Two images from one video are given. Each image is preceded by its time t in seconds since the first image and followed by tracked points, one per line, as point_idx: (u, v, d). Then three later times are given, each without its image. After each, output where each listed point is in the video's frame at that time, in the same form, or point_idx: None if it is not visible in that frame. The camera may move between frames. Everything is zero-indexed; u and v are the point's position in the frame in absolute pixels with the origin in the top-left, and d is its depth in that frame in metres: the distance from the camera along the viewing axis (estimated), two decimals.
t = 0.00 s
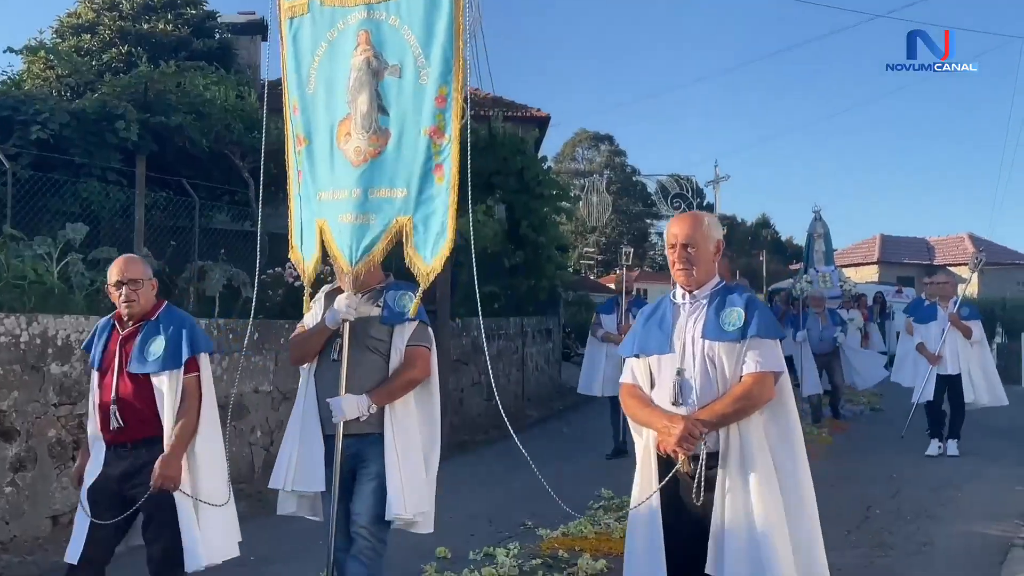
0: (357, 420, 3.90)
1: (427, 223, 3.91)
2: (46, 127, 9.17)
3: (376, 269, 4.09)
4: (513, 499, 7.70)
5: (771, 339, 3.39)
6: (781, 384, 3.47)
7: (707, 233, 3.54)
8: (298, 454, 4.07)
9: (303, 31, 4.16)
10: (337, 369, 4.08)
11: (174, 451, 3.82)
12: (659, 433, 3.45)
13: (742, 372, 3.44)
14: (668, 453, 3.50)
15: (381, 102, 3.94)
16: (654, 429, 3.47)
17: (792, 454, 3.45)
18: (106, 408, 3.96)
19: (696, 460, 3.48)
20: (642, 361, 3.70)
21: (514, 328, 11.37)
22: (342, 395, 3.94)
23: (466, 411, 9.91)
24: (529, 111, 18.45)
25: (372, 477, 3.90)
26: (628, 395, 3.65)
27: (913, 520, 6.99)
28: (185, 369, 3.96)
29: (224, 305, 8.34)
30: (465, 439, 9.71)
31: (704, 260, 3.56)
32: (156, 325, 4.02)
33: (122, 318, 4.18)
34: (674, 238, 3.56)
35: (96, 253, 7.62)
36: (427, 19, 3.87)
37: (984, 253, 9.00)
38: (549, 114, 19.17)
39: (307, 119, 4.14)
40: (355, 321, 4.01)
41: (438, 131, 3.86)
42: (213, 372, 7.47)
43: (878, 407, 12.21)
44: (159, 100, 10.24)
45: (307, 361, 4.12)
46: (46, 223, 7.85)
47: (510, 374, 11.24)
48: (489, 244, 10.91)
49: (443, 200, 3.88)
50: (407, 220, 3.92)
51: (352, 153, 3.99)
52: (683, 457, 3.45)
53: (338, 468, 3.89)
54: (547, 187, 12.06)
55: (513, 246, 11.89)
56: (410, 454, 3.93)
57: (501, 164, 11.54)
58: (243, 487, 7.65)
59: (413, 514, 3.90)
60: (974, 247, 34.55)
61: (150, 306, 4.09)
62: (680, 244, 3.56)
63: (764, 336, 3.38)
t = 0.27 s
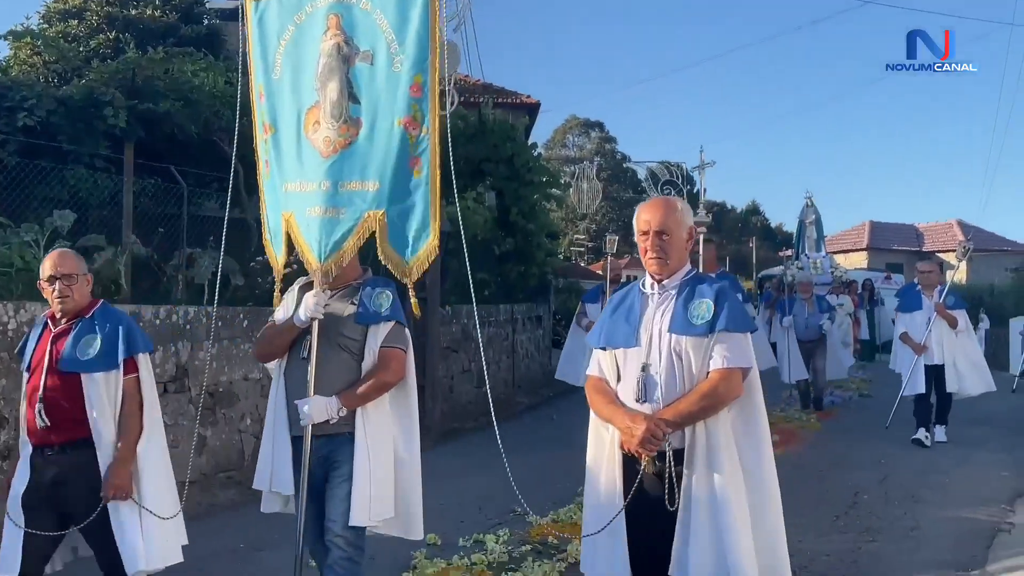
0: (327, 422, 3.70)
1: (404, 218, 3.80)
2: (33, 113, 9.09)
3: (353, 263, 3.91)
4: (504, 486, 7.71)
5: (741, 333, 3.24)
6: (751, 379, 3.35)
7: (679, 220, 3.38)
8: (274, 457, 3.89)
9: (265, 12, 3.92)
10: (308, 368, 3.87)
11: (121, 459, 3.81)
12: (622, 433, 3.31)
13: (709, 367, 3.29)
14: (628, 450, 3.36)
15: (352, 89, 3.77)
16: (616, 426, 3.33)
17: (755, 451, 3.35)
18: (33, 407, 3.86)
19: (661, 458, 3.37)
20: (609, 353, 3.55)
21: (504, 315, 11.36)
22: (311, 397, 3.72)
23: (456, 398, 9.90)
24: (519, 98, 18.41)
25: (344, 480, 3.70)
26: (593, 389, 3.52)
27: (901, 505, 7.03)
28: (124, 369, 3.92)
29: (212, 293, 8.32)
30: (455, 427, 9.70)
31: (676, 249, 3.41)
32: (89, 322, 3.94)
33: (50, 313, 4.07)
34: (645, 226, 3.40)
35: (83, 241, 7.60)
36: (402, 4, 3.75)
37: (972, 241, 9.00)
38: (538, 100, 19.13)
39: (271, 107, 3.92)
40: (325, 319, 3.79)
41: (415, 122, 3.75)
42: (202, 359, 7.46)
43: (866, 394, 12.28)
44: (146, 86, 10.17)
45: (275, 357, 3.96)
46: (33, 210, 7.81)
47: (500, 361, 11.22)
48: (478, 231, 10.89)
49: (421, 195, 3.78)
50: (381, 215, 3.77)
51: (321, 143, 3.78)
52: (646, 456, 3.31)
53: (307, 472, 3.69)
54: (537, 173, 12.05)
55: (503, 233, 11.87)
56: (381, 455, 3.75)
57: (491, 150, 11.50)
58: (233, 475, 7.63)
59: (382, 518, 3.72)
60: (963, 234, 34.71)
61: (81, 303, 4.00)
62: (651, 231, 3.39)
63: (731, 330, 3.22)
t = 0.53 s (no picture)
0: (298, 411, 3.63)
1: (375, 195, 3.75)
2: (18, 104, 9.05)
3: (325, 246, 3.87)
4: (492, 477, 7.71)
5: (719, 337, 3.14)
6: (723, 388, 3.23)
7: (667, 212, 3.32)
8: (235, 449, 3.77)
9: None
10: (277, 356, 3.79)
11: (57, 451, 3.90)
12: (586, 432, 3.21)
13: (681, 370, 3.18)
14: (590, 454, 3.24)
15: (319, 63, 3.72)
16: (582, 424, 3.23)
17: (719, 465, 3.22)
18: None
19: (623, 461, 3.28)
20: (583, 350, 3.46)
21: (492, 306, 11.37)
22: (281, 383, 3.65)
23: (444, 389, 9.91)
24: (506, 88, 18.36)
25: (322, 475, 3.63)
26: (565, 386, 3.44)
27: (887, 492, 7.07)
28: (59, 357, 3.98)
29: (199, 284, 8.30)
30: (443, 417, 9.71)
31: (663, 244, 3.34)
32: (22, 310, 3.97)
33: None
34: (631, 219, 3.34)
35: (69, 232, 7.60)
36: None
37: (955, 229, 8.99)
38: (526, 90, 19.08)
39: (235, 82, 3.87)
40: (296, 304, 3.73)
41: (384, 95, 3.71)
42: (190, 350, 7.45)
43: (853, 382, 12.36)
44: (132, 76, 10.12)
45: (244, 346, 3.86)
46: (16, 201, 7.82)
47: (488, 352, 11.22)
48: (466, 221, 10.88)
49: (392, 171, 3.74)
50: (351, 193, 3.73)
51: (287, 120, 3.75)
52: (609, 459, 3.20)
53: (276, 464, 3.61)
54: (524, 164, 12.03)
55: (491, 223, 11.83)
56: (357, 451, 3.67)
57: (478, 140, 11.59)
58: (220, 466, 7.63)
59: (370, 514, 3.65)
60: (948, 224, 34.88)
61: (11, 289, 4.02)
62: (638, 224, 3.33)
63: (709, 333, 3.12)
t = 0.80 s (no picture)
0: (258, 412, 3.56)
1: (332, 188, 3.56)
2: None
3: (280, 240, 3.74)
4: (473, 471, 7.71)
5: (678, 330, 3.00)
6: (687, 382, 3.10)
7: (628, 199, 3.17)
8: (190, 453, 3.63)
9: None
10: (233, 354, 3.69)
11: None
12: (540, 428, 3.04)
13: (639, 365, 3.03)
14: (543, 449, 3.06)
15: (273, 49, 3.58)
16: (537, 423, 3.06)
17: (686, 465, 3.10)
18: None
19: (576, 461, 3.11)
20: (539, 344, 3.31)
21: (473, 300, 11.37)
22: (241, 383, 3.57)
23: (425, 383, 9.91)
24: (488, 82, 18.31)
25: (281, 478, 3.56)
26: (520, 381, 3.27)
27: (865, 488, 7.11)
28: None
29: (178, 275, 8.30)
30: (424, 412, 9.70)
31: (625, 231, 3.20)
32: None
33: None
34: (592, 204, 3.19)
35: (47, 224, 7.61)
36: None
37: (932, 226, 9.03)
38: (508, 84, 19.04)
39: (181, 68, 3.72)
40: (253, 301, 3.64)
41: (342, 82, 3.56)
42: (169, 343, 7.41)
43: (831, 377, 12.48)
44: (112, 67, 10.04)
45: (196, 345, 3.71)
46: None
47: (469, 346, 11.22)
48: (447, 215, 10.87)
49: (349, 161, 3.54)
50: (309, 184, 3.56)
51: (240, 108, 3.58)
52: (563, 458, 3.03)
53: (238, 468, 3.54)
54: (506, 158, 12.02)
55: (473, 217, 11.82)
56: (317, 452, 3.59)
57: (460, 135, 11.63)
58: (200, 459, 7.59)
59: (334, 515, 3.58)
60: (928, 221, 35.12)
61: None
62: (598, 209, 3.19)
63: (667, 326, 2.98)
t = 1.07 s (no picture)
0: (194, 427, 3.39)
1: (267, 191, 3.49)
2: None
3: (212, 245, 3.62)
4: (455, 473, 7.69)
5: (619, 339, 2.90)
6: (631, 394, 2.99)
7: (563, 203, 3.04)
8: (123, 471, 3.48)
9: None
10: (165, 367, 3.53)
11: None
12: (480, 452, 2.90)
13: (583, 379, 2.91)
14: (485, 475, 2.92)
15: (200, 47, 3.48)
16: (477, 446, 2.91)
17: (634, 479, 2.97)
18: None
19: (522, 484, 2.98)
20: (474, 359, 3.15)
21: (455, 302, 11.36)
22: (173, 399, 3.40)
23: (407, 384, 9.88)
24: (471, 84, 18.30)
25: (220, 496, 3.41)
26: (456, 403, 3.11)
27: (845, 490, 7.13)
28: None
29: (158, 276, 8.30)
30: (405, 414, 9.67)
31: (558, 237, 3.05)
32: None
33: None
34: (524, 208, 3.05)
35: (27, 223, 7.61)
36: None
37: (912, 231, 9.09)
38: (491, 87, 19.03)
39: (102, 70, 3.64)
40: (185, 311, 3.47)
41: (272, 80, 3.46)
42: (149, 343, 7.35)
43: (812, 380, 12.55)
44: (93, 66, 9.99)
45: (125, 358, 3.55)
46: None
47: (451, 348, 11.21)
48: (429, 217, 10.87)
49: (285, 163, 3.47)
50: (242, 188, 3.48)
51: (166, 110, 3.50)
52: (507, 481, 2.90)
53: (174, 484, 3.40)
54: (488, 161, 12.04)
55: (456, 219, 11.79)
56: (262, 464, 3.46)
57: (444, 136, 11.64)
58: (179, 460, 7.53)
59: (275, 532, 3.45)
60: (909, 225, 35.38)
61: None
62: (531, 213, 3.04)
63: (611, 335, 2.87)
